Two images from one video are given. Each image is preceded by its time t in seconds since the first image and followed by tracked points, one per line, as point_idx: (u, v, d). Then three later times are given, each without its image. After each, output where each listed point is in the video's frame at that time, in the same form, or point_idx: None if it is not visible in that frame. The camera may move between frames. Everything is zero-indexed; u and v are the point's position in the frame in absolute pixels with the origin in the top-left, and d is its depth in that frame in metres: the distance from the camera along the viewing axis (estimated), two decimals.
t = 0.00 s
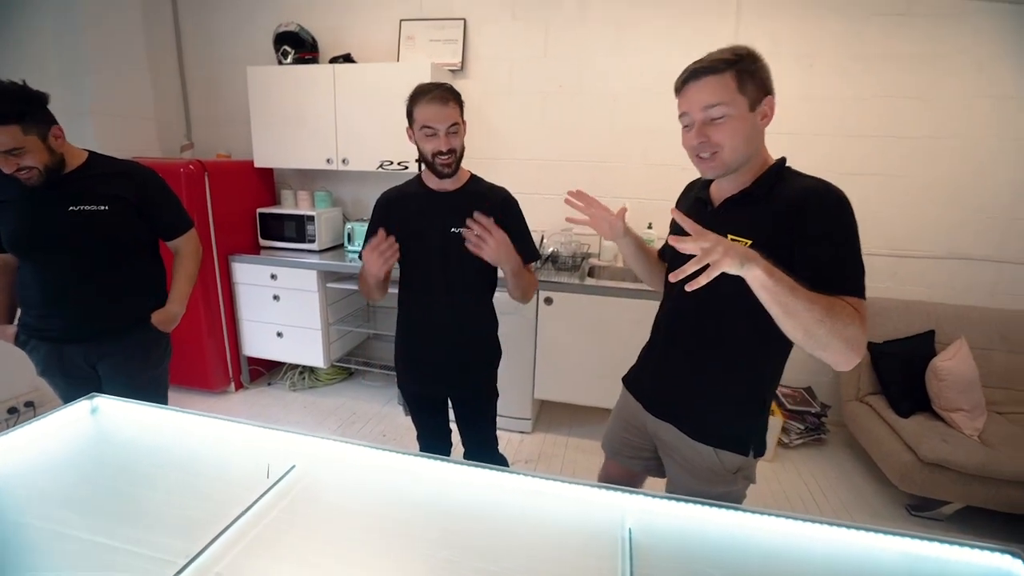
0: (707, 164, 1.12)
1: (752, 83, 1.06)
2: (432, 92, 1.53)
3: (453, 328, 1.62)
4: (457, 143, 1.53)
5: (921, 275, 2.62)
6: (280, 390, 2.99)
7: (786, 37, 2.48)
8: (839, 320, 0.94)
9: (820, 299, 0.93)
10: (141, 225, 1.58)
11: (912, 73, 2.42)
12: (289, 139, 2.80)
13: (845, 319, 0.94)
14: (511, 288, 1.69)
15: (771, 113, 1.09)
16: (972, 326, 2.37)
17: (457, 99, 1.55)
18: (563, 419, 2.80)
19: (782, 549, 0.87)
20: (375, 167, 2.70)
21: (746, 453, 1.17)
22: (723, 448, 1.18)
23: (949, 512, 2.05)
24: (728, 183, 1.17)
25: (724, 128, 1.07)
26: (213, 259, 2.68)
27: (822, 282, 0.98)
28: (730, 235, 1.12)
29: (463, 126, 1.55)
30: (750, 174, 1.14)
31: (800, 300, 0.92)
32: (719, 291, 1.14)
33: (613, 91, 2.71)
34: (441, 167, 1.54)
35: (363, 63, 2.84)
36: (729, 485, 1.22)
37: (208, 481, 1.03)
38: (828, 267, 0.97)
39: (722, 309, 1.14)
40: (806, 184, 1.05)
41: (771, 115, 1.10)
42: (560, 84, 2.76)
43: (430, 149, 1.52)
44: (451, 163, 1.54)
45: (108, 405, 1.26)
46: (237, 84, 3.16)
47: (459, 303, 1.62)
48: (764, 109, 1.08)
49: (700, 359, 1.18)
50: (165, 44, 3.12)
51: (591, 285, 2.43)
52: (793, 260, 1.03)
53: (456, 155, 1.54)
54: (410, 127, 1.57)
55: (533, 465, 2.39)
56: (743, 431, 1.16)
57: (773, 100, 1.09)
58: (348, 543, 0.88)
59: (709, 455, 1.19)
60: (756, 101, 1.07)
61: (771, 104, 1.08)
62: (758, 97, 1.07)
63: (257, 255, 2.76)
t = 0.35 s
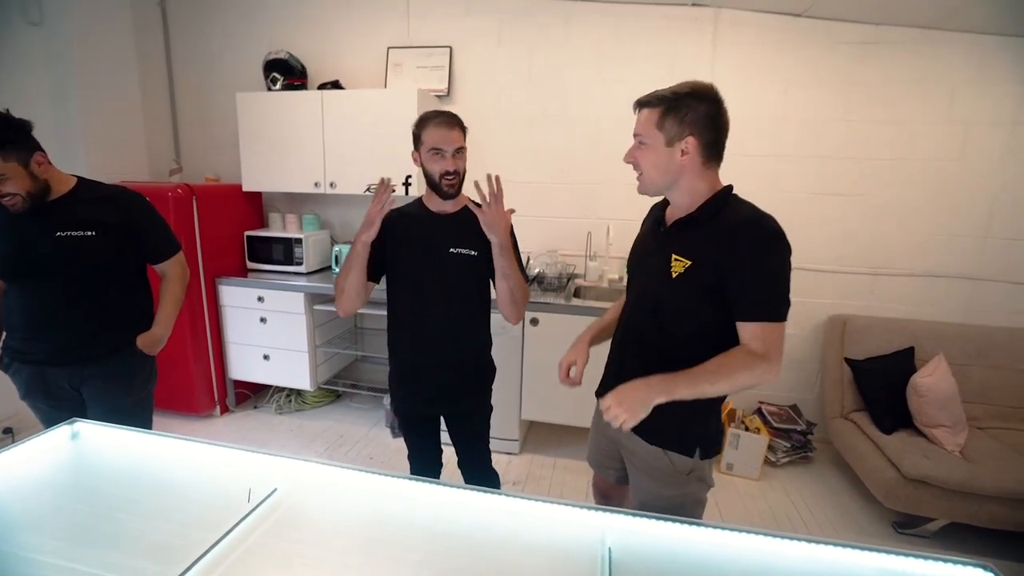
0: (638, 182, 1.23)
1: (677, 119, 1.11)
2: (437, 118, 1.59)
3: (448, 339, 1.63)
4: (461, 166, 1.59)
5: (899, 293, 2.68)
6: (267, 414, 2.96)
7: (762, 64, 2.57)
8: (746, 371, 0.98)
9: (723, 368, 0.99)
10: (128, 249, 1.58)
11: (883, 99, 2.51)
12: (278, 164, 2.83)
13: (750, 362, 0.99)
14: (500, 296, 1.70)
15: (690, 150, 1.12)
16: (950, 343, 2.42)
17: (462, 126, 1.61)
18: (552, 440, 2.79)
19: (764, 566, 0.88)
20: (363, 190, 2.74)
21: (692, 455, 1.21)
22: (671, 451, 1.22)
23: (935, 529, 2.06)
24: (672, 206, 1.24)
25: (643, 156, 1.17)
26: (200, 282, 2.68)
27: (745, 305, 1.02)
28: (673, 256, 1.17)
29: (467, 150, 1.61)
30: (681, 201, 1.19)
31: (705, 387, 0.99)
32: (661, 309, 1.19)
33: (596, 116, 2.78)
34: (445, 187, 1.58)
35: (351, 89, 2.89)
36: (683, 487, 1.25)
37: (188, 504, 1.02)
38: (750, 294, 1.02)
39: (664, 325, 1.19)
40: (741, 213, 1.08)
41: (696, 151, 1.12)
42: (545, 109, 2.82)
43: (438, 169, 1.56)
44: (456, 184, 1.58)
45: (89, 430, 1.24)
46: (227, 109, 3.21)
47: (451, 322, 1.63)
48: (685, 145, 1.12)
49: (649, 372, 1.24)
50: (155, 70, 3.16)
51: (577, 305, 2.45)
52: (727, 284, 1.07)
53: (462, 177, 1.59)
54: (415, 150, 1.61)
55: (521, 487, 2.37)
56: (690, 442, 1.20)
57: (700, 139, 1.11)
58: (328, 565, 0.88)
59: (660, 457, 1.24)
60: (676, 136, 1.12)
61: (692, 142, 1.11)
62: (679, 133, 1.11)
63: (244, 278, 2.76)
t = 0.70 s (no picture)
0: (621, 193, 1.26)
1: (650, 131, 1.13)
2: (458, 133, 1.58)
3: (465, 344, 1.63)
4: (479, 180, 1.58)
5: (899, 300, 2.68)
6: (268, 426, 2.96)
7: (758, 74, 2.60)
8: (735, 392, 1.05)
9: (721, 401, 1.05)
10: (135, 261, 1.61)
11: (878, 107, 2.53)
12: (279, 177, 2.86)
13: (732, 380, 1.05)
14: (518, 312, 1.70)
15: (665, 160, 1.13)
16: (951, 349, 2.42)
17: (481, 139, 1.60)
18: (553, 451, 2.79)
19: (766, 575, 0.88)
20: (363, 202, 2.76)
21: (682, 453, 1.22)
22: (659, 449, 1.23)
23: (940, 537, 2.05)
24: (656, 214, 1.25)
25: (621, 168, 1.19)
26: (202, 294, 2.69)
27: (721, 310, 1.05)
28: (654, 263, 1.19)
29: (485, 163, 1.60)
30: (662, 209, 1.20)
31: (712, 428, 1.07)
32: (644, 315, 1.21)
33: (594, 127, 2.80)
34: (462, 200, 1.59)
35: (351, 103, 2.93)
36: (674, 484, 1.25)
37: (192, 515, 1.03)
38: (725, 299, 1.04)
39: (647, 331, 1.21)
40: (718, 219, 1.11)
41: (672, 160, 1.13)
42: (544, 121, 2.85)
43: (456, 184, 1.57)
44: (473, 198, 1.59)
45: (93, 443, 1.25)
46: (229, 124, 3.25)
47: (468, 330, 1.63)
48: (660, 155, 1.13)
49: (633, 376, 1.26)
50: (160, 86, 3.20)
51: (577, 315, 2.46)
52: (704, 289, 1.09)
53: (480, 191, 1.60)
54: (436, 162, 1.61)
55: (523, 498, 2.37)
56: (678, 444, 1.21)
57: (674, 148, 1.12)
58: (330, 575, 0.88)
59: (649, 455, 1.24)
60: (650, 147, 1.13)
61: (666, 151, 1.13)
62: (652, 144, 1.13)
63: (246, 290, 2.78)
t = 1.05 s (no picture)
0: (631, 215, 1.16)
1: (654, 143, 1.06)
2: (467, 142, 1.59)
3: (476, 351, 1.66)
4: (477, 191, 1.57)
5: (887, 300, 2.72)
6: (259, 431, 2.94)
7: (746, 78, 2.63)
8: (760, 412, 0.96)
9: (747, 423, 0.95)
10: (131, 263, 1.62)
11: (864, 111, 2.57)
12: (270, 180, 2.85)
13: (758, 399, 0.95)
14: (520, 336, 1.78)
15: (677, 169, 1.06)
16: (938, 349, 2.46)
17: (489, 149, 1.59)
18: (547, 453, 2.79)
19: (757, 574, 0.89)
20: (355, 205, 2.75)
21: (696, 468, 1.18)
22: (671, 461, 1.21)
23: (928, 535, 2.07)
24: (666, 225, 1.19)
25: (629, 187, 1.11)
26: (192, 298, 2.67)
27: (733, 322, 0.98)
28: (664, 274, 1.14)
29: (487, 174, 1.58)
30: (674, 220, 1.14)
31: (742, 455, 0.95)
32: (656, 325, 1.17)
33: (586, 130, 2.82)
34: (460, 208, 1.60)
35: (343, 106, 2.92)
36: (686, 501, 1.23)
37: (183, 522, 1.02)
38: (739, 310, 0.97)
39: (659, 341, 1.17)
40: (731, 226, 1.05)
41: (683, 168, 1.07)
42: (536, 124, 2.87)
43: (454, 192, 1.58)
44: (470, 207, 1.58)
45: (79, 450, 1.24)
46: (220, 127, 3.23)
47: (480, 337, 1.65)
48: (671, 165, 1.07)
49: (644, 387, 1.23)
50: (149, 88, 3.17)
51: (570, 317, 2.47)
52: (717, 300, 1.04)
53: (477, 202, 1.58)
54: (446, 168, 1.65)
55: (516, 501, 2.37)
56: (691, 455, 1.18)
57: (681, 156, 1.06)
58: None
59: (662, 469, 1.22)
60: (659, 159, 1.06)
61: (677, 160, 1.06)
62: (661, 156, 1.06)
63: (236, 294, 2.76)
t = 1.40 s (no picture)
0: (649, 211, 1.10)
1: (685, 132, 1.02)
2: (465, 144, 1.59)
3: (474, 347, 1.67)
4: (473, 192, 1.57)
5: (868, 294, 2.77)
6: (246, 432, 2.91)
7: (730, 76, 2.66)
8: (757, 421, 0.93)
9: (744, 432, 0.93)
10: (134, 266, 1.61)
11: (845, 109, 2.62)
12: (255, 179, 2.81)
13: (757, 406, 0.93)
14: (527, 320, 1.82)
15: (706, 160, 1.04)
16: (917, 341, 2.51)
17: (488, 151, 1.59)
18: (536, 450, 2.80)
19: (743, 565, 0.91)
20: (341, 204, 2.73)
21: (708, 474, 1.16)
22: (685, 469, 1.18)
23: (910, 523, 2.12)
24: (677, 223, 1.16)
25: (655, 180, 1.04)
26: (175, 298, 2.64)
27: (744, 326, 0.95)
28: (678, 278, 1.12)
29: (485, 176, 1.58)
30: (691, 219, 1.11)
31: (736, 466, 0.93)
32: (667, 329, 1.16)
33: (572, 127, 2.83)
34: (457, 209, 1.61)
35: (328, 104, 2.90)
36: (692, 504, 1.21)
37: (169, 524, 1.01)
38: (749, 314, 0.95)
39: (670, 345, 1.15)
40: (748, 226, 1.02)
41: (709, 160, 1.05)
42: (522, 121, 2.87)
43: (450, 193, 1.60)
44: (467, 207, 1.59)
45: (58, 455, 1.21)
46: (202, 126, 3.19)
47: (483, 332, 1.66)
48: (700, 156, 1.04)
49: (654, 390, 1.21)
50: (128, 86, 3.11)
51: (557, 314, 2.48)
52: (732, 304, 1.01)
53: (474, 203, 1.59)
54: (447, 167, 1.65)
55: (505, 497, 2.37)
56: (701, 458, 1.16)
57: (708, 147, 1.04)
58: None
59: (673, 475, 1.20)
60: (689, 149, 1.03)
61: (706, 151, 1.04)
62: (691, 146, 1.02)
63: (221, 294, 2.72)
